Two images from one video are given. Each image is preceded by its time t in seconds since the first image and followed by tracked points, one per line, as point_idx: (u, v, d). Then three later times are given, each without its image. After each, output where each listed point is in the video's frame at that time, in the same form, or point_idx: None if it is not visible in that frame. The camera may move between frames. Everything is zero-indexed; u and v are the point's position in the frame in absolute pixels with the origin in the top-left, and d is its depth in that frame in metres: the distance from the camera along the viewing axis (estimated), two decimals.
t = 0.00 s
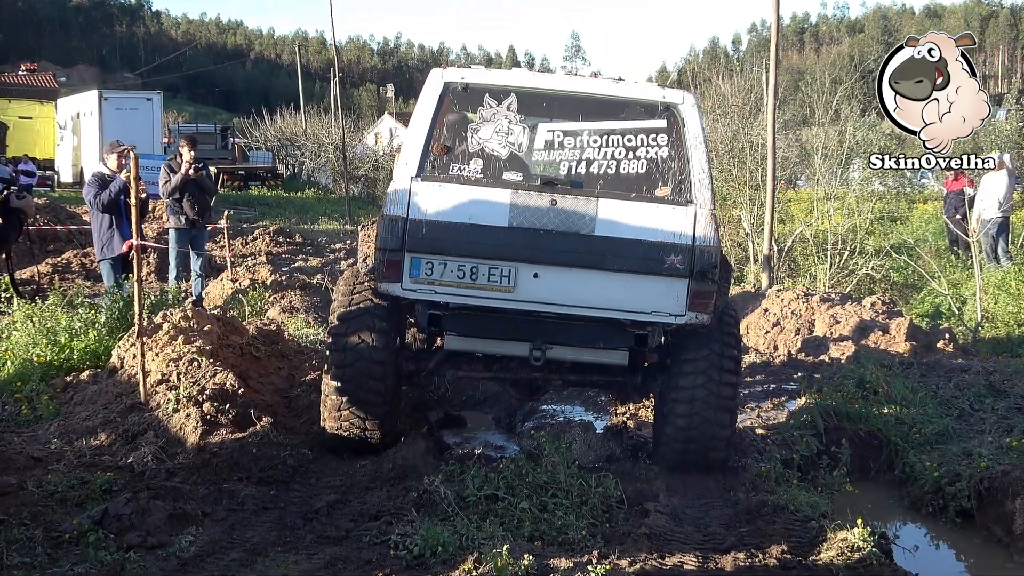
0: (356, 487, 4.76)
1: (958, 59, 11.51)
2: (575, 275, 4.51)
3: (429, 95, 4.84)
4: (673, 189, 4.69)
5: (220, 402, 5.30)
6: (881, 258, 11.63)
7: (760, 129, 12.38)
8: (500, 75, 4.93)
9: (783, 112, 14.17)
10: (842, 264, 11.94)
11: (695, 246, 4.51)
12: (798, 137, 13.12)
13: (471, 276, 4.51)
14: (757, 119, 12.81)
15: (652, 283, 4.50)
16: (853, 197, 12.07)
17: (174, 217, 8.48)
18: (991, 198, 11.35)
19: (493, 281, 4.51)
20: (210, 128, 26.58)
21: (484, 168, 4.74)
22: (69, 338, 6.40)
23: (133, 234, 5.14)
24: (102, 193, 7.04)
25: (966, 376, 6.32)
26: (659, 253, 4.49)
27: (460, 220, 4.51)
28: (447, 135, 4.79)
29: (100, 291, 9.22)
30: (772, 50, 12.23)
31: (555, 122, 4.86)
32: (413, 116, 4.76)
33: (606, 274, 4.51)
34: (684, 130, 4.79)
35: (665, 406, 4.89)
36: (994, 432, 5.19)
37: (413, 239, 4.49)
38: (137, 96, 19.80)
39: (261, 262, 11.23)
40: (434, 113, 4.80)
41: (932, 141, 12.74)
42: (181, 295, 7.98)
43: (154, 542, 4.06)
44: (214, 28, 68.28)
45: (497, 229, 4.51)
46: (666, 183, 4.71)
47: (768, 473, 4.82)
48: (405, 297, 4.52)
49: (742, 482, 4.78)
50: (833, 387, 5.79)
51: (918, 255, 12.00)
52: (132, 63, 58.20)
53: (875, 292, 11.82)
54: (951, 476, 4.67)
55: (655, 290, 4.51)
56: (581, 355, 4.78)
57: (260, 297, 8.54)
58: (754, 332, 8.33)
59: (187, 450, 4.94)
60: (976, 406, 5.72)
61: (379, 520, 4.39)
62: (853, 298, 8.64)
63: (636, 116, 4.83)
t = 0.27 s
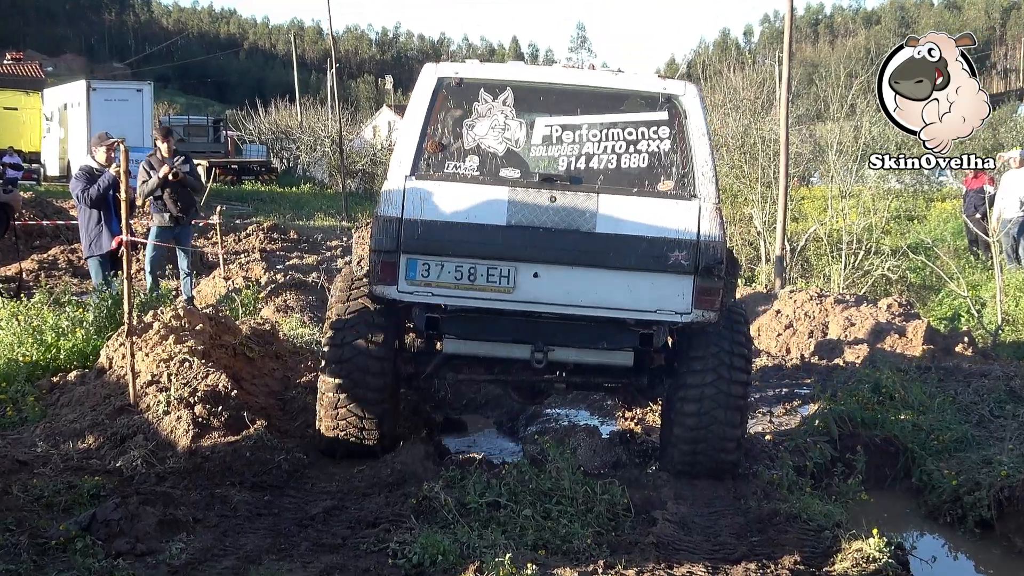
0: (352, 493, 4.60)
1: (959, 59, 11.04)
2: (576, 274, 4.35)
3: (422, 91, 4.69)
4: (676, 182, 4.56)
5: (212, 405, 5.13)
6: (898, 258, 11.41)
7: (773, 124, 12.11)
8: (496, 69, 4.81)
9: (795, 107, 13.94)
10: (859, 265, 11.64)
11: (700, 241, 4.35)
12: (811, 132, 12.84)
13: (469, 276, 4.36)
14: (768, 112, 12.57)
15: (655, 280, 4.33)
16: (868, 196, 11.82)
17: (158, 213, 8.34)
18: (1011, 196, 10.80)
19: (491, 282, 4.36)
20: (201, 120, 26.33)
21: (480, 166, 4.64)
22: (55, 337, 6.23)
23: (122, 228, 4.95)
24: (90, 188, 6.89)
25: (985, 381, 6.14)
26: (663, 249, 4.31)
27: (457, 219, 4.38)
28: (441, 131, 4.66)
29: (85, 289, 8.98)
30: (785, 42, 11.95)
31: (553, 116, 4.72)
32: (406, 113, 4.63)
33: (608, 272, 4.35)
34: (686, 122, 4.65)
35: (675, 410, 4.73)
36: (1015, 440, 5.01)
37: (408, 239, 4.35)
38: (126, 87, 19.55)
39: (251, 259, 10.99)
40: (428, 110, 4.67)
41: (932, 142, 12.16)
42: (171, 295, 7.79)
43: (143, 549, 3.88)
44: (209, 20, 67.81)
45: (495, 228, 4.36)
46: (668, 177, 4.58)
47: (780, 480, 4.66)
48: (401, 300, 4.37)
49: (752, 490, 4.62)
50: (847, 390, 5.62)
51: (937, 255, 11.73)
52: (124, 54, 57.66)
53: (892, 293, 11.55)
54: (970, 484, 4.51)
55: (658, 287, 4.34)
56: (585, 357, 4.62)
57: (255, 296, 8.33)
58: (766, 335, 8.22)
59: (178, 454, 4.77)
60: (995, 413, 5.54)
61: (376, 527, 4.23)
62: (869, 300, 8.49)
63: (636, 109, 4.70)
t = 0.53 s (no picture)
0: (353, 500, 4.44)
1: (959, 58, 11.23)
2: (581, 270, 4.23)
3: (415, 89, 4.52)
4: (680, 174, 4.41)
5: (206, 409, 4.97)
6: (917, 256, 11.28)
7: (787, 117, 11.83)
8: (491, 63, 4.63)
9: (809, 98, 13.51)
10: (876, 263, 11.61)
11: (707, 233, 4.22)
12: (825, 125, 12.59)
13: (470, 277, 4.23)
14: (782, 105, 12.03)
15: (661, 275, 4.21)
16: (886, 191, 11.57)
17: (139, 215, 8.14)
18: None
19: (493, 282, 4.23)
20: (194, 112, 25.33)
21: (478, 163, 4.49)
22: (44, 338, 6.08)
23: (116, 226, 4.78)
24: (80, 184, 6.75)
25: (1008, 384, 5.97)
26: (669, 242, 4.20)
27: (456, 218, 4.25)
28: (437, 129, 4.50)
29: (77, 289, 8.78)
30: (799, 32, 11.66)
31: (552, 110, 4.55)
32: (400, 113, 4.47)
33: (613, 268, 4.22)
34: (688, 112, 4.48)
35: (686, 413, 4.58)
36: None
37: (407, 241, 4.22)
38: (116, 78, 19.36)
39: (247, 258, 10.77)
40: (423, 108, 4.50)
41: (933, 143, 11.79)
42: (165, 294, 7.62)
43: (134, 557, 3.71)
44: (206, 12, 67.31)
45: (495, 227, 4.23)
46: (672, 169, 4.44)
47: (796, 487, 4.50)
48: (402, 304, 4.26)
49: (767, 497, 4.47)
50: (865, 394, 5.45)
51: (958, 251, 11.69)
52: (117, 46, 57.13)
53: (911, 292, 11.64)
54: (994, 491, 4.37)
55: (665, 282, 4.22)
56: (594, 356, 4.45)
57: (253, 296, 8.14)
58: (780, 336, 8.07)
59: (171, 459, 4.61)
60: (1019, 418, 5.37)
61: (377, 535, 4.07)
62: (886, 300, 8.32)
63: (637, 100, 4.53)
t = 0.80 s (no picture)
0: (355, 501, 4.41)
1: (956, 59, 12.11)
2: (580, 261, 4.22)
3: (405, 91, 4.50)
4: (673, 160, 4.42)
5: (209, 408, 4.95)
6: (924, 255, 11.07)
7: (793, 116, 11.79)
8: (479, 60, 4.60)
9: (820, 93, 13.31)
10: (883, 263, 11.26)
11: (702, 218, 4.21)
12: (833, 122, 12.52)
13: (470, 273, 4.22)
14: (788, 104, 12.10)
15: (660, 261, 4.20)
16: (894, 190, 11.18)
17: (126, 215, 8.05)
18: None
19: (493, 276, 4.23)
20: (196, 111, 25.14)
21: (473, 161, 4.48)
22: (46, 336, 6.06)
23: (116, 224, 4.76)
24: (81, 182, 6.71)
25: (1016, 385, 5.93)
26: (666, 229, 4.18)
27: (453, 215, 4.24)
28: (429, 129, 4.49)
29: (80, 288, 8.75)
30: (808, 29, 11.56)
31: (542, 104, 4.53)
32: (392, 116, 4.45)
33: (612, 256, 4.21)
34: (677, 99, 4.48)
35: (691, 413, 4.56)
36: None
37: (404, 240, 4.21)
38: (118, 77, 19.35)
39: (251, 257, 10.73)
40: (414, 110, 4.49)
41: (932, 143, 11.72)
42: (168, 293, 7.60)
43: (136, 558, 3.68)
44: (208, 8, 67.20)
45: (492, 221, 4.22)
46: (664, 156, 4.43)
47: (802, 487, 4.48)
48: (403, 303, 4.25)
49: (773, 498, 4.44)
50: (872, 394, 5.43)
51: (965, 252, 11.38)
52: (117, 42, 57.02)
53: (918, 293, 11.25)
54: (1001, 492, 4.35)
55: (663, 268, 4.20)
56: (597, 347, 4.44)
57: (256, 296, 8.11)
58: (786, 337, 8.05)
59: (173, 460, 4.58)
60: None
61: (381, 535, 4.05)
62: (893, 300, 8.29)
63: (627, 91, 4.51)
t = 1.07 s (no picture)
0: (360, 500, 4.41)
1: (956, 59, 12.25)
2: (574, 246, 4.35)
3: (391, 94, 4.69)
4: (659, 141, 4.58)
5: (213, 407, 4.94)
6: (929, 256, 10.93)
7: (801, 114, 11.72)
8: (462, 57, 4.79)
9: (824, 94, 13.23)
10: (887, 264, 11.17)
11: (692, 196, 4.35)
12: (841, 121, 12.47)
13: (467, 265, 4.36)
14: (794, 105, 11.80)
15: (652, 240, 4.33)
16: (898, 191, 11.20)
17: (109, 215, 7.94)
18: None
19: (490, 267, 4.36)
20: (201, 108, 25.46)
21: (461, 156, 4.65)
22: (50, 335, 6.07)
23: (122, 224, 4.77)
24: (88, 181, 6.66)
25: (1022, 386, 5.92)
26: (656, 209, 4.32)
27: (446, 211, 4.38)
28: (417, 128, 4.67)
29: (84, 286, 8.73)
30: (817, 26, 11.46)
31: (526, 96, 4.72)
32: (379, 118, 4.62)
33: (604, 239, 4.35)
34: (658, 82, 4.65)
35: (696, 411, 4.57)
36: None
37: (400, 239, 4.36)
38: (124, 75, 19.27)
39: (255, 256, 10.71)
40: (401, 111, 4.67)
41: (933, 141, 11.75)
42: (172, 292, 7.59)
43: (142, 557, 3.69)
44: (211, 6, 67.11)
45: (485, 213, 4.37)
46: (650, 138, 4.60)
47: (807, 489, 4.48)
48: (403, 300, 4.39)
49: (777, 498, 4.44)
50: (875, 395, 5.41)
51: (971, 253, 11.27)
52: (121, 41, 57.09)
53: (923, 294, 11.14)
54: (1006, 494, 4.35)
55: (656, 246, 4.33)
56: (595, 331, 4.54)
57: (260, 295, 8.10)
58: (791, 337, 8.03)
59: (178, 458, 4.59)
60: None
61: (385, 534, 4.04)
62: (900, 301, 8.28)
63: (608, 78, 4.68)
